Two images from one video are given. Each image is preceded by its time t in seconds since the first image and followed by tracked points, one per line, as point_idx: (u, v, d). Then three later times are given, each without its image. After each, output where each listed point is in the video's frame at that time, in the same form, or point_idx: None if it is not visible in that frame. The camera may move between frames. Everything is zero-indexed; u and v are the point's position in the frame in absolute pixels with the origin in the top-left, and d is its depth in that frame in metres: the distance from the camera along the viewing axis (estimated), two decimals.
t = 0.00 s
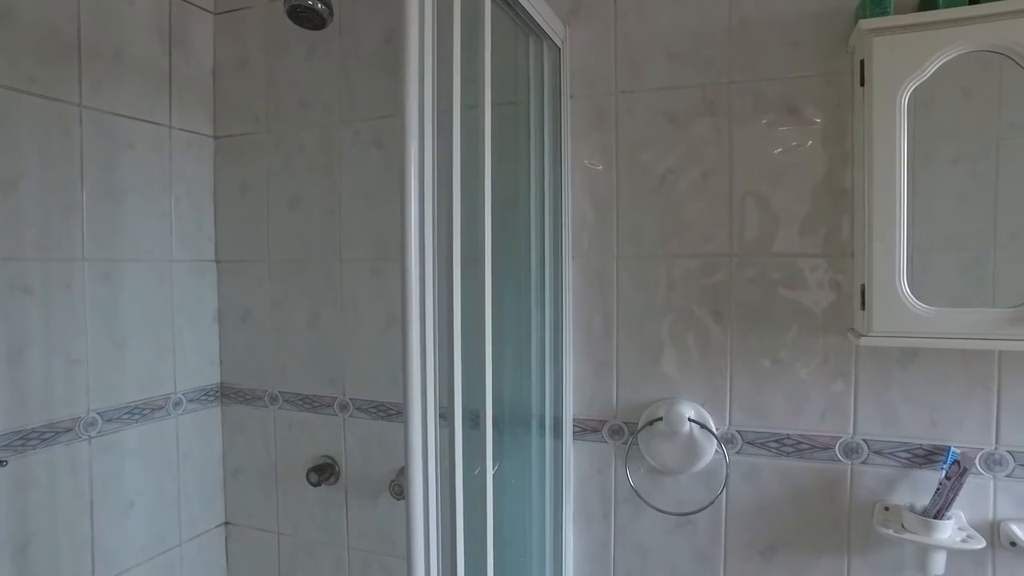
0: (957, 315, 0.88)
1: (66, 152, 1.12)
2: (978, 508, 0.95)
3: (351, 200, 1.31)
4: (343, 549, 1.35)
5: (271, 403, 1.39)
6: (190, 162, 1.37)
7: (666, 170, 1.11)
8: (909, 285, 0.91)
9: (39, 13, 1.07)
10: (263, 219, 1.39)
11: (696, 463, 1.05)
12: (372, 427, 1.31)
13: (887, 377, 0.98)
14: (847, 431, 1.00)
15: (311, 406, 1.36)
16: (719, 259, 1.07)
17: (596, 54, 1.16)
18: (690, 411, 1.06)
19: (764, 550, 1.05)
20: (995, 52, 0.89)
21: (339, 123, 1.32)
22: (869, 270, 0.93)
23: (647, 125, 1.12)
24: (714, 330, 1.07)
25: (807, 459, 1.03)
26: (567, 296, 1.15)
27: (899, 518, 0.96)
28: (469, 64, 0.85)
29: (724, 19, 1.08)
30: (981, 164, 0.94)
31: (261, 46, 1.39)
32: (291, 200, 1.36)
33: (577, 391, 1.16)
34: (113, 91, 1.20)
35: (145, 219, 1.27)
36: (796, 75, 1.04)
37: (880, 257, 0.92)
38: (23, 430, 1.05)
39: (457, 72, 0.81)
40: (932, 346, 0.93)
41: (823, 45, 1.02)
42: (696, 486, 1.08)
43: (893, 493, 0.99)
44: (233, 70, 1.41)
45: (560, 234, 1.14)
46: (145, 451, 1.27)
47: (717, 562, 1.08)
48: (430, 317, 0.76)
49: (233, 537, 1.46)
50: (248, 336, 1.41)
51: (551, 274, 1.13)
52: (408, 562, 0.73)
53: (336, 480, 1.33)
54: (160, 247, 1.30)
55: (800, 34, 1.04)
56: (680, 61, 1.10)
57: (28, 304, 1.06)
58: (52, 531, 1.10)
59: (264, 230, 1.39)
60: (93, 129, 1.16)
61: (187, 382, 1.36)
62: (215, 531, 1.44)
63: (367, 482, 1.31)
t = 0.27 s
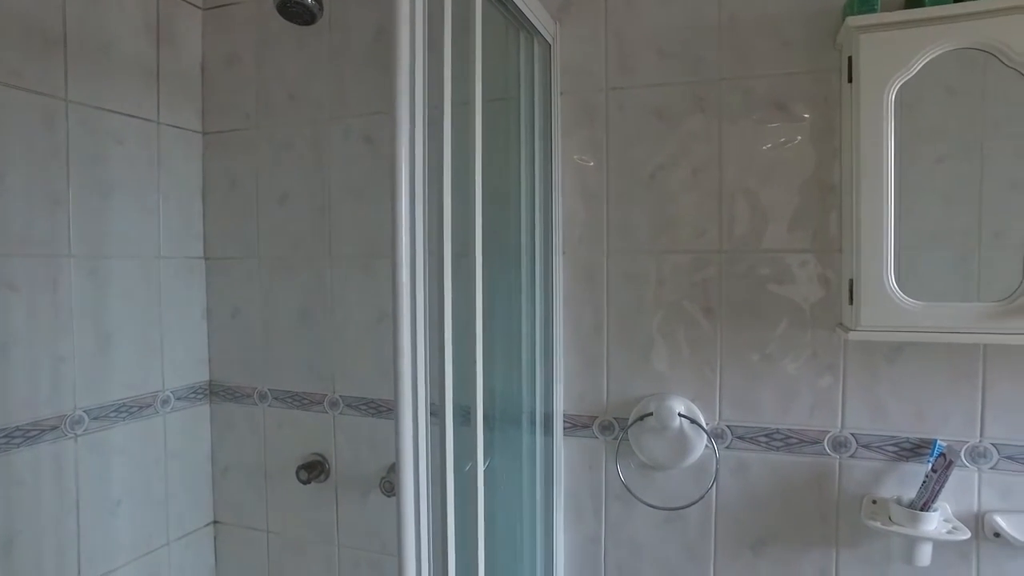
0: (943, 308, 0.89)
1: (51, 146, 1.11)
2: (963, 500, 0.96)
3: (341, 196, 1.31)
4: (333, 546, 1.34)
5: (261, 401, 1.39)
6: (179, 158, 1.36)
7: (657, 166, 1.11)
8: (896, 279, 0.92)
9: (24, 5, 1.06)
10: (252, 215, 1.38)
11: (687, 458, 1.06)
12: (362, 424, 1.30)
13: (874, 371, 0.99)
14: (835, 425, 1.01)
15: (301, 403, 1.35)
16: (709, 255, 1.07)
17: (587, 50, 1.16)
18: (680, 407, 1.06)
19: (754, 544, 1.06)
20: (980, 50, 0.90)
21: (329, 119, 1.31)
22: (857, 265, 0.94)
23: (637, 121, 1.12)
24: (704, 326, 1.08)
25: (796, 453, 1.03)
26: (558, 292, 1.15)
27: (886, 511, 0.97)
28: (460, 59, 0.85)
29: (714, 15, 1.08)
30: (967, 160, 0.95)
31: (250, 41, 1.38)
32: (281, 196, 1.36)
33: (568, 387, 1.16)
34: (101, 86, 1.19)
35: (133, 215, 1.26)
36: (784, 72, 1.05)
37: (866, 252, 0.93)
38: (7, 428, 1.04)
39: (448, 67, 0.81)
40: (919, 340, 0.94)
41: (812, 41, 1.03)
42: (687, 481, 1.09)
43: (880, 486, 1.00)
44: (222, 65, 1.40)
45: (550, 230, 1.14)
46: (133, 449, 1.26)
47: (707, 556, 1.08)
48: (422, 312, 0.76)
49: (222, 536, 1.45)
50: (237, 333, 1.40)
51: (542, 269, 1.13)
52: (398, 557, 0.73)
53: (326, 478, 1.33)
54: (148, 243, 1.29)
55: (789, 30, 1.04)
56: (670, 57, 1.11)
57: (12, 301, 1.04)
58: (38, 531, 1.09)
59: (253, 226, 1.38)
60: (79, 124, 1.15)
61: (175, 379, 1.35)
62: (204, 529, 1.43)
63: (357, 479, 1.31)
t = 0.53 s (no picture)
0: (926, 301, 0.90)
1: (34, 140, 1.09)
2: (945, 491, 0.97)
3: (328, 192, 1.30)
4: (321, 543, 1.34)
5: (248, 398, 1.38)
6: (164, 153, 1.35)
7: (644, 162, 1.11)
8: (880, 273, 0.93)
9: None
10: (239, 211, 1.37)
11: (674, 451, 1.06)
12: (350, 420, 1.30)
13: (859, 365, 1.00)
14: (821, 418, 1.02)
15: (288, 400, 1.34)
16: (696, 249, 1.08)
17: (575, 45, 1.16)
18: (667, 401, 1.07)
19: (740, 537, 1.07)
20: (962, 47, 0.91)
21: (316, 114, 1.31)
22: (841, 259, 0.95)
23: (624, 116, 1.13)
24: (691, 320, 1.08)
25: (782, 446, 1.04)
26: (545, 287, 1.15)
27: (871, 502, 0.98)
28: (447, 52, 0.85)
29: (701, 10, 1.09)
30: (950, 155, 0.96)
31: (236, 35, 1.37)
32: (268, 192, 1.35)
33: (556, 382, 1.16)
34: (84, 79, 1.18)
35: (117, 210, 1.25)
36: (770, 68, 1.05)
37: (850, 247, 0.93)
38: None
39: (435, 61, 0.81)
40: (903, 332, 0.95)
41: (797, 38, 1.04)
42: (674, 475, 1.09)
43: (865, 478, 1.00)
44: (208, 59, 1.39)
45: (538, 225, 1.14)
46: (117, 447, 1.25)
47: (694, 549, 1.09)
48: (409, 306, 0.75)
49: (209, 534, 1.44)
50: (224, 330, 1.39)
51: (530, 265, 1.13)
52: (386, 554, 0.73)
53: (314, 474, 1.32)
54: (132, 238, 1.28)
55: (774, 26, 1.05)
56: (657, 53, 1.11)
57: None
58: (20, 529, 1.07)
59: (240, 222, 1.37)
60: (62, 117, 1.14)
61: (160, 376, 1.34)
62: (190, 528, 1.41)
63: (344, 476, 1.30)
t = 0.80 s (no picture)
0: (908, 296, 0.91)
1: (15, 135, 1.08)
2: (926, 483, 0.98)
3: (315, 188, 1.30)
4: (307, 541, 1.33)
5: (234, 396, 1.37)
6: (149, 149, 1.34)
7: (630, 158, 1.12)
8: (863, 268, 0.94)
9: None
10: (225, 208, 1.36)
11: (661, 446, 1.06)
12: (337, 417, 1.29)
13: (842, 359, 1.01)
14: (805, 412, 1.03)
15: (275, 397, 1.34)
16: (683, 245, 1.08)
17: (562, 43, 1.17)
18: (654, 396, 1.07)
19: (726, 531, 1.07)
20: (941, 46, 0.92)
21: (303, 111, 1.30)
22: (824, 254, 0.95)
23: (611, 113, 1.13)
24: (677, 316, 1.09)
25: (766, 440, 1.05)
26: (532, 283, 1.16)
27: (854, 495, 0.99)
28: (434, 47, 0.85)
29: (687, 8, 1.09)
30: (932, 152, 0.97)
31: (222, 31, 1.36)
32: (254, 188, 1.34)
33: (543, 378, 1.16)
34: (67, 74, 1.17)
35: (100, 206, 1.23)
36: (755, 66, 1.06)
37: (833, 243, 0.94)
38: None
39: (422, 56, 0.81)
40: (885, 327, 0.96)
41: (781, 36, 1.05)
42: (661, 470, 1.09)
43: (848, 472, 1.02)
44: (193, 55, 1.38)
45: (525, 222, 1.14)
46: (100, 446, 1.24)
47: (680, 544, 1.09)
48: (396, 302, 0.75)
49: (195, 533, 1.43)
50: (210, 327, 1.38)
51: (517, 261, 1.13)
52: (373, 551, 0.73)
53: (301, 472, 1.32)
54: (117, 235, 1.27)
55: (759, 24, 1.06)
56: (643, 51, 1.12)
57: None
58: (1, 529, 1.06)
59: (226, 219, 1.36)
60: (44, 112, 1.13)
61: (145, 374, 1.33)
62: (175, 527, 1.40)
63: (331, 473, 1.30)
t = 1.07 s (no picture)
0: (888, 289, 0.92)
1: None
2: (905, 474, 0.99)
3: (300, 183, 1.29)
4: (292, 538, 1.32)
5: (218, 392, 1.36)
6: (131, 143, 1.33)
7: (615, 154, 1.12)
8: (844, 262, 0.95)
9: None
10: (209, 203, 1.35)
11: (645, 439, 1.07)
12: (322, 413, 1.29)
13: (823, 352, 1.02)
14: (788, 405, 1.04)
15: (260, 393, 1.33)
16: (667, 240, 1.09)
17: (547, 39, 1.17)
18: (638, 389, 1.08)
19: (710, 523, 1.08)
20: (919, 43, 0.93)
21: (288, 105, 1.29)
22: (806, 249, 0.96)
23: (596, 109, 1.14)
24: (661, 310, 1.09)
25: (750, 433, 1.06)
26: (517, 278, 1.16)
27: (835, 487, 1.00)
28: (419, 41, 0.84)
29: (672, 4, 1.10)
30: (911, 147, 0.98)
31: (206, 26, 1.35)
32: (239, 184, 1.33)
33: (528, 372, 1.17)
34: (47, 66, 1.15)
35: (81, 201, 1.22)
36: (738, 62, 1.07)
37: (815, 237, 0.95)
38: None
39: (407, 50, 0.80)
40: (866, 320, 0.97)
41: (764, 33, 1.06)
42: (645, 463, 1.10)
43: (830, 464, 1.03)
44: (177, 50, 1.37)
45: (510, 216, 1.14)
46: (81, 444, 1.22)
47: (665, 537, 1.10)
48: (381, 296, 0.75)
49: (178, 531, 1.41)
50: (193, 324, 1.37)
51: (502, 256, 1.13)
52: (359, 549, 0.73)
53: (285, 469, 1.31)
54: (98, 230, 1.25)
55: (742, 20, 1.07)
56: (628, 47, 1.12)
57: None
58: None
59: (210, 214, 1.35)
60: (23, 105, 1.11)
61: (127, 371, 1.31)
62: (158, 525, 1.39)
63: (316, 469, 1.29)
